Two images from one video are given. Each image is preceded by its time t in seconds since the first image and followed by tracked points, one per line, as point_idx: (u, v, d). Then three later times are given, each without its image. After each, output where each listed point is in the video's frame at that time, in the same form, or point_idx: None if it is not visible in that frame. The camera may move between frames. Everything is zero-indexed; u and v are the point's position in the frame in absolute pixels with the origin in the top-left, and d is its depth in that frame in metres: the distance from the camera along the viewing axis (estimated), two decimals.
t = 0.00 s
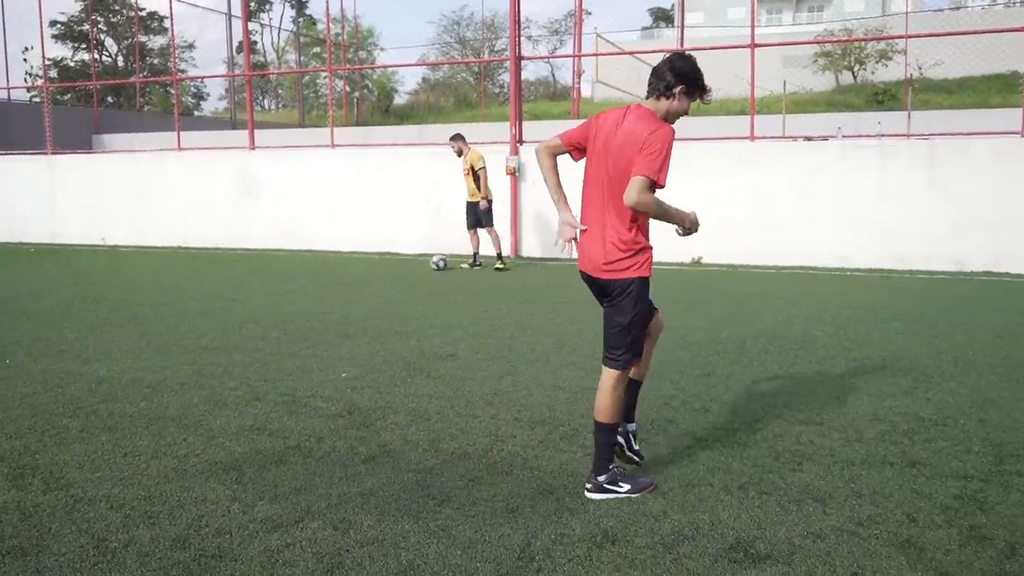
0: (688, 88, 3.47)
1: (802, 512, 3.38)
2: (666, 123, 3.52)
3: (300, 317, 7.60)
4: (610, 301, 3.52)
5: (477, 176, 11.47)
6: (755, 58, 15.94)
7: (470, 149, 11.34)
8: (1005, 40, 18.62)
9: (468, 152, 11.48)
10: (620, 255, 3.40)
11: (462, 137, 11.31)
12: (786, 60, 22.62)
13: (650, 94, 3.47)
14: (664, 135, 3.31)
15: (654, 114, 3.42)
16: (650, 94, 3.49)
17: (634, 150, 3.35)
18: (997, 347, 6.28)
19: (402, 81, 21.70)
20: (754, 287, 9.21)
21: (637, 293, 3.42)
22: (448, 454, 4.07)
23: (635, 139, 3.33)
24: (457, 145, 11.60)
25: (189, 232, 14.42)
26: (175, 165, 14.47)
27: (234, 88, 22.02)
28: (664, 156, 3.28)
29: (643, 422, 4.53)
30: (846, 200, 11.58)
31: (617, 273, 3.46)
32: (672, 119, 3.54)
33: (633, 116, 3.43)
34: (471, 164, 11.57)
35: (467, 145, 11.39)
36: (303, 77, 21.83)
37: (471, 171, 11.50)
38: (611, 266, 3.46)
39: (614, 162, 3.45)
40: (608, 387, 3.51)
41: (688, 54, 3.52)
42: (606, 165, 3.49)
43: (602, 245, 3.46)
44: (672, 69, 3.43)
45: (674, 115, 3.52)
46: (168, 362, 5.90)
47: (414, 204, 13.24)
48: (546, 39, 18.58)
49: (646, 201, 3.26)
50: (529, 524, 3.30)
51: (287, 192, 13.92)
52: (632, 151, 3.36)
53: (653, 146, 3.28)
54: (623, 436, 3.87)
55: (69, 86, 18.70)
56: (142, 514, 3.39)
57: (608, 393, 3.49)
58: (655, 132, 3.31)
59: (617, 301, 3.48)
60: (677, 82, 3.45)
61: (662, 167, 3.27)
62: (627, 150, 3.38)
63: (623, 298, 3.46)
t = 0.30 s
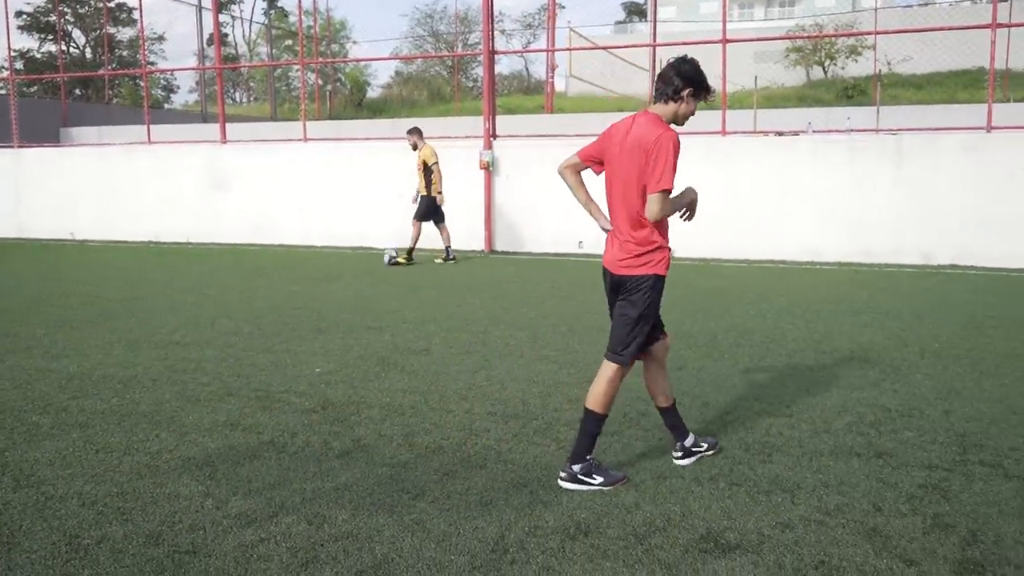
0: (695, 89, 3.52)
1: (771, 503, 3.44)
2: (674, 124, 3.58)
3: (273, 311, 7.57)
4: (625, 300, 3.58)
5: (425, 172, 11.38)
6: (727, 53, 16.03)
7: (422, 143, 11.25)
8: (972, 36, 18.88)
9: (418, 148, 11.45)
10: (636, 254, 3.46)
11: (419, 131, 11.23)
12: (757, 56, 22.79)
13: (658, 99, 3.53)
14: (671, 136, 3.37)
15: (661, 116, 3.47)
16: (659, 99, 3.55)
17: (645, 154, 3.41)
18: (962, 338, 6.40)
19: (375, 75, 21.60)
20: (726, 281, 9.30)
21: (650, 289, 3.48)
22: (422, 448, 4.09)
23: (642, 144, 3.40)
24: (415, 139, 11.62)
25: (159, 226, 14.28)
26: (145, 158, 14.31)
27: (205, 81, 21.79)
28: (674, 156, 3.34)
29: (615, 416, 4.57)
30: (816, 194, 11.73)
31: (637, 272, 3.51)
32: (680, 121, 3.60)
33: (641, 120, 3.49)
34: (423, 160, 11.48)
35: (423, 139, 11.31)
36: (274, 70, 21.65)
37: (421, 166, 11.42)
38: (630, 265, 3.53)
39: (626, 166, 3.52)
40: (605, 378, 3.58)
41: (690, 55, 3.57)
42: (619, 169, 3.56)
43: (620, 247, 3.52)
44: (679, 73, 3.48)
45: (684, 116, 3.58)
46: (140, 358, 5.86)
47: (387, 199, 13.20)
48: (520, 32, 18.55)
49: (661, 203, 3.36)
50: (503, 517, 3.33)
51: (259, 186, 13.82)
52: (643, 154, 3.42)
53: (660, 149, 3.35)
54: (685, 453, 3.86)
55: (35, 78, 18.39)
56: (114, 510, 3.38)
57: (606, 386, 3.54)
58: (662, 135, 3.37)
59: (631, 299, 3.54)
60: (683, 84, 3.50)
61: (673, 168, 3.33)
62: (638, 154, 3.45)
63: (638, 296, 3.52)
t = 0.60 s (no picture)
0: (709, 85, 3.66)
1: (744, 496, 3.50)
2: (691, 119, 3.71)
3: (248, 309, 7.54)
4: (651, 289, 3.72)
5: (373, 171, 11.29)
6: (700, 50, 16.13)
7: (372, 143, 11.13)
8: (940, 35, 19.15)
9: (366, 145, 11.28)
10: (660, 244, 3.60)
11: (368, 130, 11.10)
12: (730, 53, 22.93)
13: (676, 95, 3.67)
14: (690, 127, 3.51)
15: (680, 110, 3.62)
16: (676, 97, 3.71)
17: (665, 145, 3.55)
18: (930, 333, 6.52)
19: (349, 70, 21.47)
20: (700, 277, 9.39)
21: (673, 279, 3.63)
22: (399, 445, 4.10)
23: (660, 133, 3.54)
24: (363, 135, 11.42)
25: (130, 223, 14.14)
26: (116, 154, 14.16)
27: (176, 76, 21.55)
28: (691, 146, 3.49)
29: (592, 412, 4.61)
30: (787, 191, 11.87)
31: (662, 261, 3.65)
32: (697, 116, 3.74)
33: (661, 115, 3.64)
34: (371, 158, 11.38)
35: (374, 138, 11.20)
36: (247, 65, 21.46)
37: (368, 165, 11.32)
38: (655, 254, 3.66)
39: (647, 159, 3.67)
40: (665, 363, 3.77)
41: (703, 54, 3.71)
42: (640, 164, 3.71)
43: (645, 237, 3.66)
44: (694, 71, 3.62)
45: (699, 112, 3.71)
46: (114, 356, 5.82)
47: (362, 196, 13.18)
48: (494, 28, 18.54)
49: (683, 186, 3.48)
50: (480, 513, 3.35)
51: (232, 183, 13.73)
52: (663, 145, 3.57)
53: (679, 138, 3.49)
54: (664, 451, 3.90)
55: None
56: (90, 510, 3.36)
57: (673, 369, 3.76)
58: (679, 123, 3.53)
59: (658, 290, 3.68)
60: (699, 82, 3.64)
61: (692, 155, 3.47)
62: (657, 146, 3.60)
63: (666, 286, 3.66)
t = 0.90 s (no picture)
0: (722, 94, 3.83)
1: (719, 495, 3.55)
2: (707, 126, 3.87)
3: (223, 312, 7.49)
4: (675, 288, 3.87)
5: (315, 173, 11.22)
6: (674, 52, 16.22)
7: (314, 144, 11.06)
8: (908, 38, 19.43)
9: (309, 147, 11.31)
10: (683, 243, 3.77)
11: (312, 131, 11.01)
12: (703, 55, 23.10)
13: (695, 104, 3.82)
14: (706, 129, 3.67)
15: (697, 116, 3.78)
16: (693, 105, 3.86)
17: (679, 145, 3.68)
18: (900, 333, 6.63)
19: (322, 70, 21.33)
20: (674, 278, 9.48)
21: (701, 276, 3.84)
22: (377, 448, 4.11)
23: (679, 135, 3.69)
24: (310, 138, 11.48)
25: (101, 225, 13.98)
26: (86, 156, 14.00)
27: (147, 76, 21.26)
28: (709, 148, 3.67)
29: (568, 413, 4.65)
30: (759, 192, 12.01)
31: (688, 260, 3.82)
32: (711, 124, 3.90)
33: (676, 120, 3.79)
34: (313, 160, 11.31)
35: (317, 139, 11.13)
36: (219, 66, 21.23)
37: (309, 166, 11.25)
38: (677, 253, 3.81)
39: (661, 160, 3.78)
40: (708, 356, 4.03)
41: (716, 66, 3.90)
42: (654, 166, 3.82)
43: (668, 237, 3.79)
44: (711, 81, 3.79)
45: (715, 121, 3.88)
46: (86, 361, 5.76)
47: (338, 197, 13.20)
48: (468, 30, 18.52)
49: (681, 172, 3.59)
50: (459, 515, 3.37)
51: (205, 185, 13.62)
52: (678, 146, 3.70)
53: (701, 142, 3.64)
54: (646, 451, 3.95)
55: None
56: (66, 516, 3.34)
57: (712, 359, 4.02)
58: (699, 127, 3.67)
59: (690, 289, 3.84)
60: (716, 91, 3.81)
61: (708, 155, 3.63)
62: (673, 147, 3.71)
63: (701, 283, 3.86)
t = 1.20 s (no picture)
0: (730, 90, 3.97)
1: (688, 494, 3.60)
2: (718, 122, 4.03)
3: (191, 315, 7.42)
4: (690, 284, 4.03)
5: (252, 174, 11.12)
6: (641, 54, 16.32)
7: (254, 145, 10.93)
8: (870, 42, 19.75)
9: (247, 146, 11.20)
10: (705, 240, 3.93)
11: (253, 133, 10.88)
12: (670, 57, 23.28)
13: (704, 101, 3.98)
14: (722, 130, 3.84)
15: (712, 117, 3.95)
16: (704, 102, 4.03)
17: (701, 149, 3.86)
18: (864, 332, 6.75)
19: (289, 71, 21.17)
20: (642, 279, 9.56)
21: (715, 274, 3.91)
22: (348, 451, 4.10)
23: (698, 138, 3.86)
24: (248, 135, 11.32)
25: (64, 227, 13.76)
26: (48, 156, 13.78)
27: (110, 75, 20.93)
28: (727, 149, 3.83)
29: (540, 414, 4.68)
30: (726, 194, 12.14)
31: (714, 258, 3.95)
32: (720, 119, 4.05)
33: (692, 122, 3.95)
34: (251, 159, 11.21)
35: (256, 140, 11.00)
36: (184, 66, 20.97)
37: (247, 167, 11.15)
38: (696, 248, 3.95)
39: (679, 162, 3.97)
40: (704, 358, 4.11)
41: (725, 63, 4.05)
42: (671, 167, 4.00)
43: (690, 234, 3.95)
44: (721, 78, 3.95)
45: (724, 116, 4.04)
46: (51, 365, 5.68)
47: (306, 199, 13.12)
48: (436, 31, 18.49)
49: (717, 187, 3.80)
50: (431, 517, 3.38)
51: (171, 186, 13.46)
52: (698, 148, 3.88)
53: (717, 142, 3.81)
54: (623, 426, 4.09)
55: None
56: (32, 523, 3.30)
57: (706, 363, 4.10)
58: (715, 129, 3.84)
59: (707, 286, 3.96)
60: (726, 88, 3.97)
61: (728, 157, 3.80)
62: (690, 150, 3.90)
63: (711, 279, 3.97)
